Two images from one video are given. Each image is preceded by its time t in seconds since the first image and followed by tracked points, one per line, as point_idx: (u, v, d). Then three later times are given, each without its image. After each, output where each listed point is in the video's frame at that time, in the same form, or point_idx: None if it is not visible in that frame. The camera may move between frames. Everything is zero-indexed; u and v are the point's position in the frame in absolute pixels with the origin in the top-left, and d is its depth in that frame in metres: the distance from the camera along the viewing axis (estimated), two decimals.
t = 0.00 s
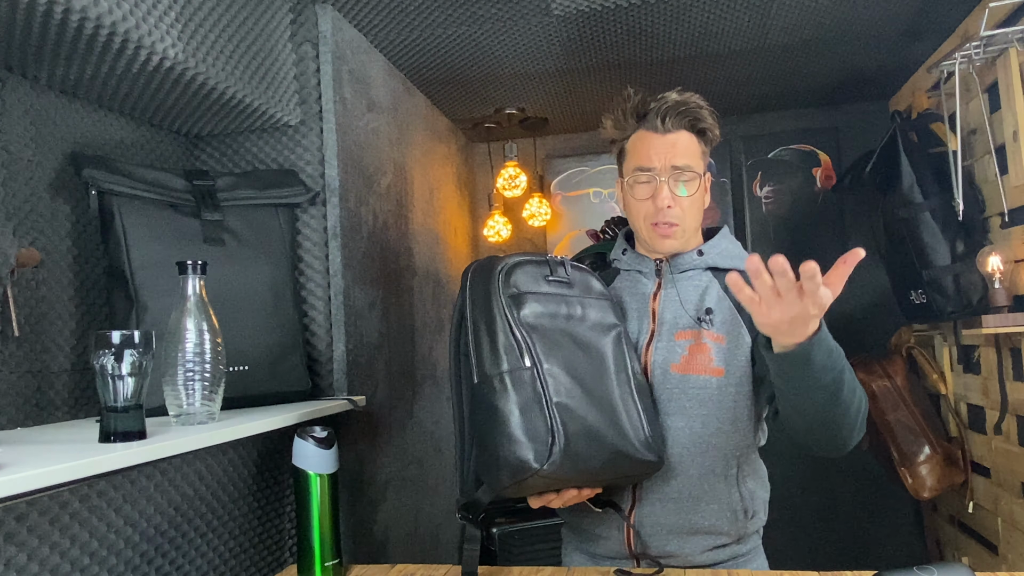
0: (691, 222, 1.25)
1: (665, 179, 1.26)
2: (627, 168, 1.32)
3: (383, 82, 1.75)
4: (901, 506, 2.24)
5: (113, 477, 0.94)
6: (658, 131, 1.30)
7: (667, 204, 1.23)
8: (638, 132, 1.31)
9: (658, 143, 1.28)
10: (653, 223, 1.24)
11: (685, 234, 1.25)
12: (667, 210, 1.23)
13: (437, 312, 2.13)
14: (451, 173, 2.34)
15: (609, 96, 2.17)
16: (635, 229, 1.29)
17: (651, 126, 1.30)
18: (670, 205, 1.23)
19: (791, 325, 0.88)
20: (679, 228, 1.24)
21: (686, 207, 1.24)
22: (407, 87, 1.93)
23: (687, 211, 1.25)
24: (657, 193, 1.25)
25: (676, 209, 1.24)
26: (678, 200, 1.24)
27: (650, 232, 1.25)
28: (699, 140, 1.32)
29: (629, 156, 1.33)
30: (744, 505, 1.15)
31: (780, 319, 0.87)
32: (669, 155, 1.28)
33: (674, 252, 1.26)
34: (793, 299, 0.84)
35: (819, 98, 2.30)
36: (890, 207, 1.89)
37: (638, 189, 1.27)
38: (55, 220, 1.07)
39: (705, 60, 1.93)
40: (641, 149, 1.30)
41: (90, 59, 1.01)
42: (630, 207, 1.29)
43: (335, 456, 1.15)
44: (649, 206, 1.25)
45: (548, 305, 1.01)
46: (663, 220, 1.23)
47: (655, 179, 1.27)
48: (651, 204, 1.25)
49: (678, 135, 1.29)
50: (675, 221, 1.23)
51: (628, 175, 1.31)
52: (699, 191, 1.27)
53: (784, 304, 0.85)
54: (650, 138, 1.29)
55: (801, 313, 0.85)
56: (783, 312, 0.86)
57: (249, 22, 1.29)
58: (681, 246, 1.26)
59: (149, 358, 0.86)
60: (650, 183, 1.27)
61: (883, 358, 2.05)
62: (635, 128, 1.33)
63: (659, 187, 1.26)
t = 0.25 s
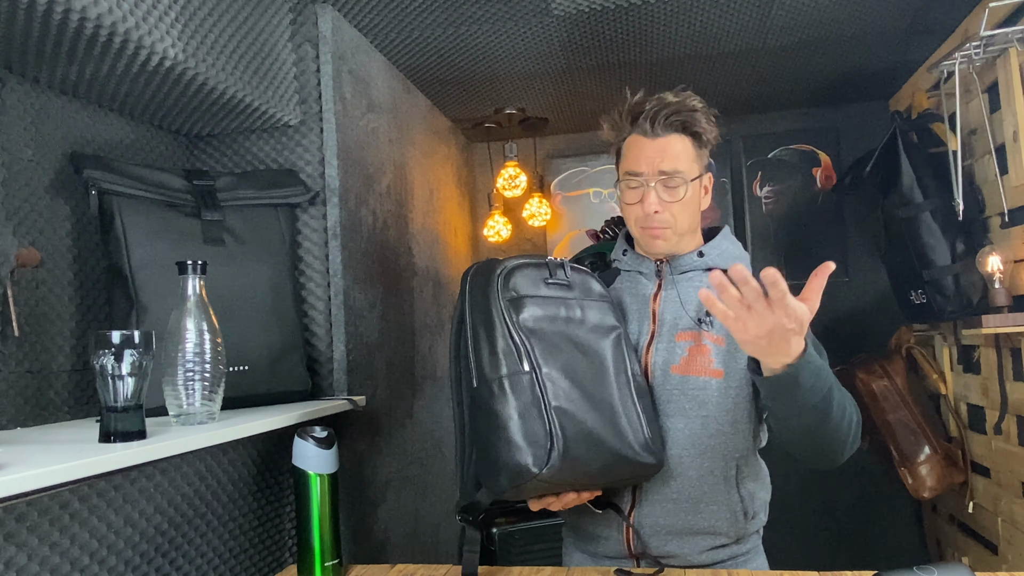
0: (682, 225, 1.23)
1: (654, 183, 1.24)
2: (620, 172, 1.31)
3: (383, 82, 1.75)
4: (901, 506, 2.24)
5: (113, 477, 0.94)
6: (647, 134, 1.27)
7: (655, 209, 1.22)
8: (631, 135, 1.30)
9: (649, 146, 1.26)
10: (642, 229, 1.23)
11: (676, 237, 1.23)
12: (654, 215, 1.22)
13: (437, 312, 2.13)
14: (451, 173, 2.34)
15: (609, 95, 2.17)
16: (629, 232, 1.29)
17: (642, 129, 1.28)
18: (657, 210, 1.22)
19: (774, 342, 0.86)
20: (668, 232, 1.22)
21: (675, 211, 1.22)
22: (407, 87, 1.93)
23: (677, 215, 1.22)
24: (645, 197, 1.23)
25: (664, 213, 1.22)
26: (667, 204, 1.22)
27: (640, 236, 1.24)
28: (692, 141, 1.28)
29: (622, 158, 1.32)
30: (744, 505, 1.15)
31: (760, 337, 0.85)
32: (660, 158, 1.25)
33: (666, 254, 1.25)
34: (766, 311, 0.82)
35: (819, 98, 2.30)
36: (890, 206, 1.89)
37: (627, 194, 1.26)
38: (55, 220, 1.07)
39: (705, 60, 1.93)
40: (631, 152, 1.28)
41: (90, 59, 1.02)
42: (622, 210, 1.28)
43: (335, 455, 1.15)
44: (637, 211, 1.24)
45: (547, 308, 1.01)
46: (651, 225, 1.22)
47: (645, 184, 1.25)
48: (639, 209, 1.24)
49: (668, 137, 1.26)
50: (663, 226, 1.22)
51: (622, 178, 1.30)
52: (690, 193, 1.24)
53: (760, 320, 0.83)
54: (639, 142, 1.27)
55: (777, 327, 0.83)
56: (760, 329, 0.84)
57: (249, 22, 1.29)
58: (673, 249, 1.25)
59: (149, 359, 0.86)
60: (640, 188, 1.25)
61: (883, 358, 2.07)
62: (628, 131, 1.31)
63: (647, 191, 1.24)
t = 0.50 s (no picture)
0: (662, 228, 1.22)
1: (634, 186, 1.24)
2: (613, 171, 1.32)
3: (383, 82, 1.75)
4: (901, 506, 2.24)
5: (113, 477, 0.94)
6: (634, 136, 1.26)
7: (634, 213, 1.23)
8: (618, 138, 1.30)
9: (630, 149, 1.26)
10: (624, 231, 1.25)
11: (659, 238, 1.24)
12: (633, 218, 1.23)
13: (437, 312, 2.13)
14: (451, 173, 2.34)
15: (609, 96, 2.17)
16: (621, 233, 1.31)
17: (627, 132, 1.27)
18: (636, 213, 1.23)
19: (768, 377, 0.85)
20: (649, 234, 1.23)
21: (656, 213, 1.22)
22: (407, 87, 1.93)
23: (658, 217, 1.22)
24: (627, 200, 1.24)
25: (642, 217, 1.22)
26: (648, 207, 1.22)
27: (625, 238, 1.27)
28: (676, 140, 1.24)
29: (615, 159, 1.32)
30: (743, 504, 1.15)
31: (753, 376, 0.84)
32: (640, 161, 1.24)
33: (652, 256, 1.26)
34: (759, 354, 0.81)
35: (819, 98, 2.30)
36: (890, 206, 1.89)
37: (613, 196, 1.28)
38: (55, 220, 1.07)
39: (705, 60, 1.93)
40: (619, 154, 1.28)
41: (91, 59, 1.01)
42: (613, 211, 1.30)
43: (335, 456, 1.15)
44: (621, 213, 1.26)
45: (546, 308, 1.01)
46: (630, 229, 1.24)
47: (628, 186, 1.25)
48: (621, 212, 1.25)
49: (654, 138, 1.25)
50: (643, 228, 1.23)
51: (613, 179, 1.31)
52: (676, 193, 1.22)
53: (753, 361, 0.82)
54: (626, 144, 1.27)
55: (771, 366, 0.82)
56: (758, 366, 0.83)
57: (249, 22, 1.29)
58: (657, 252, 1.25)
59: (149, 358, 0.86)
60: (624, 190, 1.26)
61: (884, 358, 2.06)
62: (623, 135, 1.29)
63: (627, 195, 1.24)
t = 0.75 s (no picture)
0: (670, 227, 1.22)
1: (642, 185, 1.23)
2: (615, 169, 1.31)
3: (383, 82, 1.75)
4: (901, 506, 2.24)
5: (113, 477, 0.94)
6: (639, 135, 1.25)
7: (641, 211, 1.22)
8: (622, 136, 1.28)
9: (637, 147, 1.24)
10: (631, 229, 1.24)
11: (666, 237, 1.24)
12: (641, 217, 1.22)
13: (437, 312, 2.13)
14: (451, 173, 2.34)
15: (610, 96, 2.17)
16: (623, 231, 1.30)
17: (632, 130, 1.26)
18: (644, 211, 1.22)
19: (763, 394, 0.86)
20: (657, 233, 1.23)
21: (664, 211, 1.22)
22: (407, 87, 1.93)
23: (665, 215, 1.22)
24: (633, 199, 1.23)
25: (650, 215, 1.22)
26: (655, 205, 1.22)
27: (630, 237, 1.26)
28: (684, 139, 1.24)
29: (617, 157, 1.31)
30: (743, 504, 1.15)
31: (750, 393, 0.84)
32: (648, 159, 1.23)
33: (657, 255, 1.26)
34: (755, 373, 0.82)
35: (819, 98, 2.30)
36: (890, 207, 1.89)
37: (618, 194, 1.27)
38: (55, 220, 1.07)
39: (705, 60, 1.93)
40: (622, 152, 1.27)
41: (90, 59, 1.02)
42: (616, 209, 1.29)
43: (335, 456, 1.15)
44: (627, 211, 1.25)
45: (546, 309, 1.01)
46: (638, 227, 1.23)
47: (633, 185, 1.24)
48: (628, 210, 1.24)
49: (658, 137, 1.24)
50: (650, 226, 1.22)
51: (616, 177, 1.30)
52: (681, 192, 1.22)
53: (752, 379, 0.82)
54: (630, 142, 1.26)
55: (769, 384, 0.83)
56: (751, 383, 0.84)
57: (248, 22, 1.29)
58: (663, 251, 1.25)
59: (149, 358, 0.86)
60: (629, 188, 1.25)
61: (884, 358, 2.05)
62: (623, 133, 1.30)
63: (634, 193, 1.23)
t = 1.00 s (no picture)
0: (695, 214, 1.25)
1: (665, 172, 1.27)
2: (626, 165, 1.33)
3: (383, 82, 1.75)
4: (901, 506, 2.24)
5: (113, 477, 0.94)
6: (655, 127, 1.30)
7: (670, 194, 1.23)
8: (635, 130, 1.32)
9: (656, 138, 1.29)
10: (656, 215, 1.24)
11: (690, 225, 1.25)
12: (669, 201, 1.23)
13: (437, 312, 2.13)
14: (451, 173, 2.34)
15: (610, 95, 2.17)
16: (637, 226, 1.29)
17: (648, 123, 1.31)
18: (672, 195, 1.23)
19: (772, 362, 0.87)
20: (683, 218, 1.24)
21: (689, 198, 1.25)
22: (407, 87, 1.93)
23: (690, 202, 1.25)
24: (659, 185, 1.25)
25: (679, 200, 1.24)
26: (681, 191, 1.24)
27: (653, 226, 1.25)
28: (695, 136, 1.33)
29: (627, 153, 1.33)
30: (743, 504, 1.15)
31: (756, 361, 0.85)
32: (669, 149, 1.28)
33: (678, 246, 1.26)
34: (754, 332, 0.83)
35: (819, 98, 2.30)
36: (890, 207, 1.89)
37: (639, 183, 1.27)
38: (55, 220, 1.07)
39: (705, 60, 1.93)
40: (638, 145, 1.30)
41: (90, 59, 1.01)
42: (631, 202, 1.29)
43: (335, 455, 1.15)
44: (651, 198, 1.25)
45: (546, 309, 1.01)
46: (666, 211, 1.23)
47: (656, 172, 1.27)
48: (652, 197, 1.25)
49: (675, 129, 1.30)
50: (678, 211, 1.23)
51: (628, 171, 1.32)
52: (700, 182, 1.27)
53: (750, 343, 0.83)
54: (647, 135, 1.30)
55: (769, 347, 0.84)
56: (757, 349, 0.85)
57: (249, 22, 1.29)
58: (685, 240, 1.26)
59: (149, 359, 0.86)
60: (651, 177, 1.27)
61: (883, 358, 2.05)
62: (631, 127, 1.34)
63: (660, 179, 1.25)
